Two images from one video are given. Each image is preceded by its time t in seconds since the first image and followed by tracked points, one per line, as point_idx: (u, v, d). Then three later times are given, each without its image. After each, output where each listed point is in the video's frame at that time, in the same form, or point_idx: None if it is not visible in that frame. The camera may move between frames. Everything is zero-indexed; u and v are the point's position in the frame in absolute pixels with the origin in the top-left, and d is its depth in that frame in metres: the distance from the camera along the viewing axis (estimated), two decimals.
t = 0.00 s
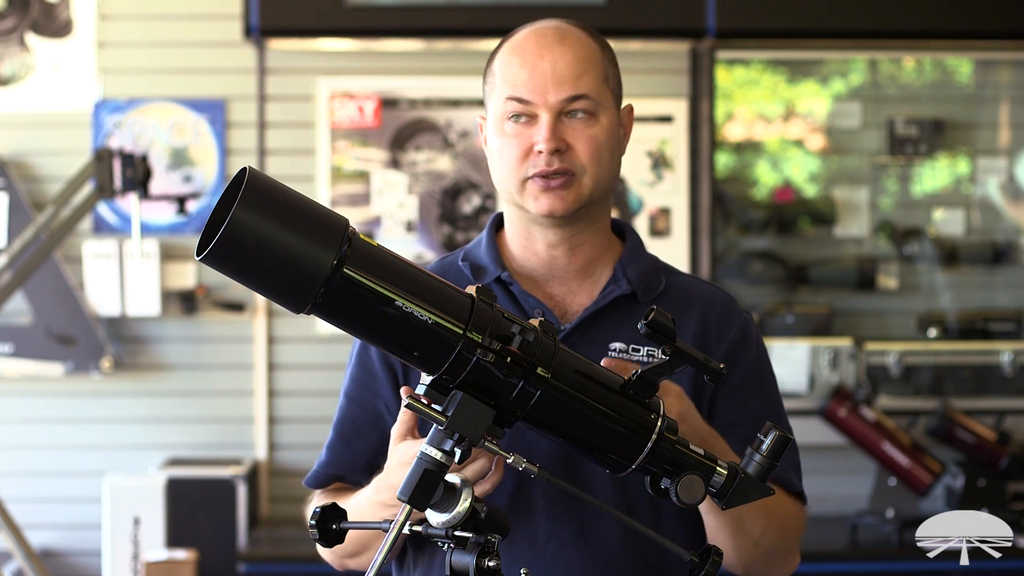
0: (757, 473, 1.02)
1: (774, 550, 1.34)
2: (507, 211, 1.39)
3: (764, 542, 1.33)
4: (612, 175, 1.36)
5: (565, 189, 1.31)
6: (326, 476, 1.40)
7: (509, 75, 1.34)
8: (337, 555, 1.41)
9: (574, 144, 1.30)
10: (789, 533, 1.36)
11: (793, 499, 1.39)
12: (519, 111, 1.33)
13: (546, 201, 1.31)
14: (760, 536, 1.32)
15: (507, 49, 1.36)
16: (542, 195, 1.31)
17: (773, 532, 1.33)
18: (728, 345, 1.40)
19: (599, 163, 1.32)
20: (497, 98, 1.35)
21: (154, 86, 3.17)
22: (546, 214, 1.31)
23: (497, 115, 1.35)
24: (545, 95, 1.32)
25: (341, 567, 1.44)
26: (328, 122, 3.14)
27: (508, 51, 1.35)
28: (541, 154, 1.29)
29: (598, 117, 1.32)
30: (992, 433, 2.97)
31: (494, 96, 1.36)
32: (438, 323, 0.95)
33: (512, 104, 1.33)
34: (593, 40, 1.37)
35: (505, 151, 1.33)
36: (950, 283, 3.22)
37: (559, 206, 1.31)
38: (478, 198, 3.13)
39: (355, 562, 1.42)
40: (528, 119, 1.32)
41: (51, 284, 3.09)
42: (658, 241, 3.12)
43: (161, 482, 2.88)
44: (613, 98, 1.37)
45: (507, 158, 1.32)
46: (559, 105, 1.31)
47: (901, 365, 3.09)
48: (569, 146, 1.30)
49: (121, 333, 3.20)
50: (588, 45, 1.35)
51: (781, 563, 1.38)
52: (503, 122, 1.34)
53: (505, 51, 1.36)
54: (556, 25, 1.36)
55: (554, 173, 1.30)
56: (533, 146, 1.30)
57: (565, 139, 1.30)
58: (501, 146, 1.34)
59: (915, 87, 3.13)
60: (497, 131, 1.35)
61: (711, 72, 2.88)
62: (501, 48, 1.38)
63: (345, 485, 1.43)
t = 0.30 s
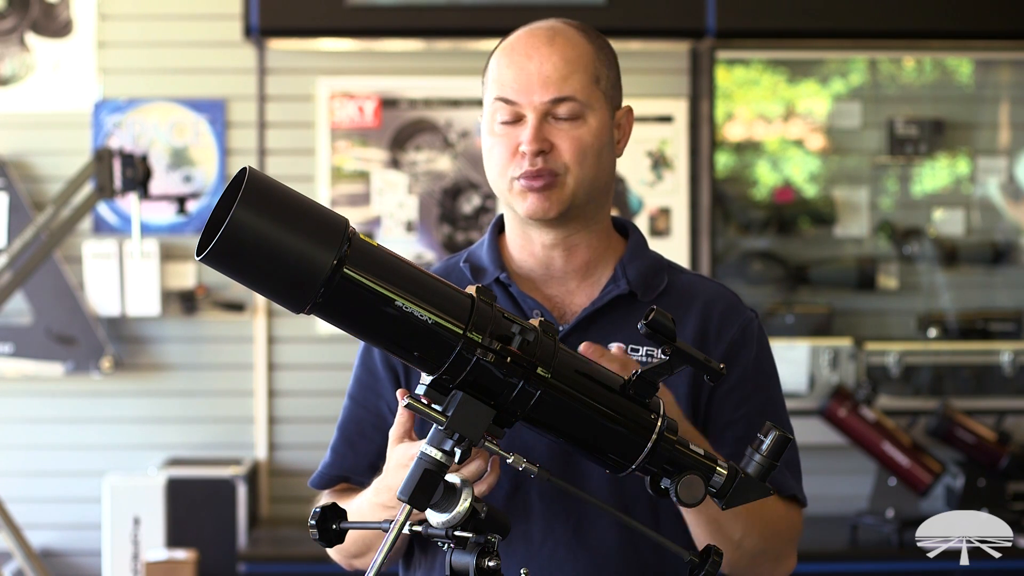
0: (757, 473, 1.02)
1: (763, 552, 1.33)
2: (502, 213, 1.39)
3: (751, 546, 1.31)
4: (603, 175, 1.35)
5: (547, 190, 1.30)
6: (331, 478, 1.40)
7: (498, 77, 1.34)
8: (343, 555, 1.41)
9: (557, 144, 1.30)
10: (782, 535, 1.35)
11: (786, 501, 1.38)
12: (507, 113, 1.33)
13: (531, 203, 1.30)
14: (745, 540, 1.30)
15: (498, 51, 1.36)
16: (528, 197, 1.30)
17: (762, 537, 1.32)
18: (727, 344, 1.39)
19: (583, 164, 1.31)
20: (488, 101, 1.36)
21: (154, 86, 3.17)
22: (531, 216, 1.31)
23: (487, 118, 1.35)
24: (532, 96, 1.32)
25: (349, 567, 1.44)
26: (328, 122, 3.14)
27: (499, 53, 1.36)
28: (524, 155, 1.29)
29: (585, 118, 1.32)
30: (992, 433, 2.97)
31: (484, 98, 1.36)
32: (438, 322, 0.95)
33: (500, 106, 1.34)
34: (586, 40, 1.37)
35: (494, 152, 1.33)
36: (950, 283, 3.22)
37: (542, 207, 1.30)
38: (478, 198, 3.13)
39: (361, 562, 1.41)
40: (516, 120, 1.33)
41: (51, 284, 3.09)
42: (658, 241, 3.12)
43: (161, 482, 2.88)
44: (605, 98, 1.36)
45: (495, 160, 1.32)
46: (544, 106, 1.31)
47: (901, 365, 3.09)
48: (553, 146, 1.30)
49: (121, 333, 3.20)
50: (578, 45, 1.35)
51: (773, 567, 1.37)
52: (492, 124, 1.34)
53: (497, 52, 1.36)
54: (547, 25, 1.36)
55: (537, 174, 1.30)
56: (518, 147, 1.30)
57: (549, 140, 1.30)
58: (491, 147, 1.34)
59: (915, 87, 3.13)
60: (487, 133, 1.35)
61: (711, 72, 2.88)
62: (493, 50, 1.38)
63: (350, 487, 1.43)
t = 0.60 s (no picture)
0: (757, 473, 1.02)
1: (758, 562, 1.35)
2: (512, 213, 1.39)
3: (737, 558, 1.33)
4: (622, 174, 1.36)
5: (581, 191, 1.30)
6: (337, 482, 1.40)
7: (520, 76, 1.34)
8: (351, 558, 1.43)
9: (590, 142, 1.30)
10: (776, 540, 1.36)
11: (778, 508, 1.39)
12: (532, 112, 1.33)
13: (563, 202, 1.30)
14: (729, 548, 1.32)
15: (516, 49, 1.36)
16: (560, 197, 1.30)
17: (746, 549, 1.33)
18: (727, 344, 1.40)
19: (611, 163, 1.32)
20: (508, 100, 1.35)
21: (154, 86, 3.17)
22: (563, 217, 1.30)
23: (508, 117, 1.35)
24: (561, 94, 1.31)
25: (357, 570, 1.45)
26: (328, 122, 3.14)
27: (518, 52, 1.35)
28: (559, 153, 1.29)
29: (610, 117, 1.33)
30: (992, 433, 2.98)
31: (503, 97, 1.36)
32: (438, 322, 0.95)
33: (525, 104, 1.33)
34: (597, 41, 1.38)
35: (519, 152, 1.32)
36: (950, 283, 3.22)
37: (576, 207, 1.30)
38: (478, 198, 3.13)
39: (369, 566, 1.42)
40: (542, 120, 1.32)
41: (51, 284, 3.09)
42: (658, 241, 3.12)
43: (161, 482, 2.88)
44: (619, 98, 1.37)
45: (521, 159, 1.32)
46: (574, 104, 1.31)
47: (902, 365, 3.09)
48: (586, 144, 1.30)
49: (121, 333, 3.20)
50: (595, 45, 1.35)
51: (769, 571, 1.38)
52: (515, 123, 1.34)
53: (512, 52, 1.36)
54: (561, 25, 1.36)
55: (570, 173, 1.30)
56: (550, 146, 1.30)
57: (583, 138, 1.30)
58: (515, 147, 1.33)
59: (915, 87, 3.13)
60: (508, 132, 1.34)
61: (711, 72, 2.88)
62: (506, 49, 1.38)
63: (358, 491, 1.43)
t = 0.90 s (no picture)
0: (757, 473, 1.02)
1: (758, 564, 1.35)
2: (512, 214, 1.39)
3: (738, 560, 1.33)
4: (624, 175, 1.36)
5: (583, 192, 1.30)
6: (336, 484, 1.40)
7: (523, 77, 1.33)
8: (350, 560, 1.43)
9: (593, 144, 1.30)
10: (775, 543, 1.35)
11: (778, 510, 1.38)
12: (535, 113, 1.33)
13: (564, 203, 1.30)
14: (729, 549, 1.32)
15: (519, 50, 1.35)
16: (562, 198, 1.30)
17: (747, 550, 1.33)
18: (726, 345, 1.40)
19: (614, 164, 1.32)
20: (510, 100, 1.35)
21: (154, 86, 3.17)
22: (565, 218, 1.30)
23: (511, 117, 1.34)
24: (564, 95, 1.31)
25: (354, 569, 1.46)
26: (328, 122, 3.14)
27: (521, 52, 1.35)
28: (562, 155, 1.29)
29: (613, 118, 1.33)
30: (992, 433, 2.98)
31: (505, 97, 1.36)
32: (438, 323, 0.95)
33: (528, 104, 1.33)
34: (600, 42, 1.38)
35: (521, 152, 1.32)
36: (950, 283, 3.22)
37: (578, 208, 1.30)
38: (478, 198, 3.13)
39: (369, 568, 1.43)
40: (545, 120, 1.32)
41: (51, 284, 3.09)
42: (658, 241, 3.12)
43: (161, 482, 2.88)
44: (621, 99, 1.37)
45: (523, 160, 1.32)
46: (577, 105, 1.31)
47: (901, 365, 3.09)
48: (589, 146, 1.30)
49: (121, 333, 3.20)
50: (598, 46, 1.35)
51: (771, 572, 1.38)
52: (517, 123, 1.34)
53: (516, 52, 1.36)
54: (565, 26, 1.36)
55: (573, 175, 1.30)
56: (552, 147, 1.30)
57: (585, 139, 1.30)
58: (517, 147, 1.33)
59: (915, 87, 3.13)
60: (510, 132, 1.34)
61: (711, 72, 2.88)
62: (509, 49, 1.38)
63: (357, 493, 1.43)
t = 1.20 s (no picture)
0: (756, 473, 1.02)
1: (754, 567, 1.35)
2: (511, 214, 1.39)
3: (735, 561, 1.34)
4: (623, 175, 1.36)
5: (582, 191, 1.30)
6: (332, 482, 1.40)
7: (520, 77, 1.33)
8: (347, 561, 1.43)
9: (591, 144, 1.30)
10: (771, 546, 1.36)
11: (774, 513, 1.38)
12: (533, 113, 1.33)
13: (562, 203, 1.30)
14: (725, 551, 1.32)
15: (516, 50, 1.35)
16: (560, 198, 1.30)
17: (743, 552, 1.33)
18: (725, 347, 1.40)
19: (612, 163, 1.32)
20: (508, 101, 1.35)
21: (154, 86, 3.17)
22: (564, 217, 1.30)
23: (509, 118, 1.34)
24: (560, 95, 1.31)
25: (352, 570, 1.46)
26: (328, 122, 3.14)
27: (517, 53, 1.35)
28: (559, 155, 1.29)
29: (610, 117, 1.33)
30: (992, 433, 2.98)
31: (502, 98, 1.36)
32: (438, 322, 0.95)
33: (525, 104, 1.33)
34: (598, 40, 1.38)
35: (518, 153, 1.32)
36: (950, 283, 3.22)
37: (577, 208, 1.30)
38: (478, 198, 3.13)
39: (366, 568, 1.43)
40: (543, 121, 1.32)
41: (51, 284, 3.09)
42: (658, 241, 3.12)
43: (161, 482, 2.88)
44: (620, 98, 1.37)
45: (521, 160, 1.32)
46: (574, 105, 1.31)
47: (901, 365, 3.09)
48: (586, 146, 1.30)
49: (121, 333, 3.20)
50: (595, 45, 1.35)
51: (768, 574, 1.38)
52: (515, 124, 1.34)
53: (513, 53, 1.36)
54: (562, 26, 1.36)
55: (571, 174, 1.30)
56: (550, 147, 1.30)
57: (583, 139, 1.30)
58: (514, 147, 1.33)
59: (915, 87, 3.13)
60: (508, 133, 1.34)
61: (711, 72, 2.88)
62: (506, 50, 1.38)
63: (354, 491, 1.43)
